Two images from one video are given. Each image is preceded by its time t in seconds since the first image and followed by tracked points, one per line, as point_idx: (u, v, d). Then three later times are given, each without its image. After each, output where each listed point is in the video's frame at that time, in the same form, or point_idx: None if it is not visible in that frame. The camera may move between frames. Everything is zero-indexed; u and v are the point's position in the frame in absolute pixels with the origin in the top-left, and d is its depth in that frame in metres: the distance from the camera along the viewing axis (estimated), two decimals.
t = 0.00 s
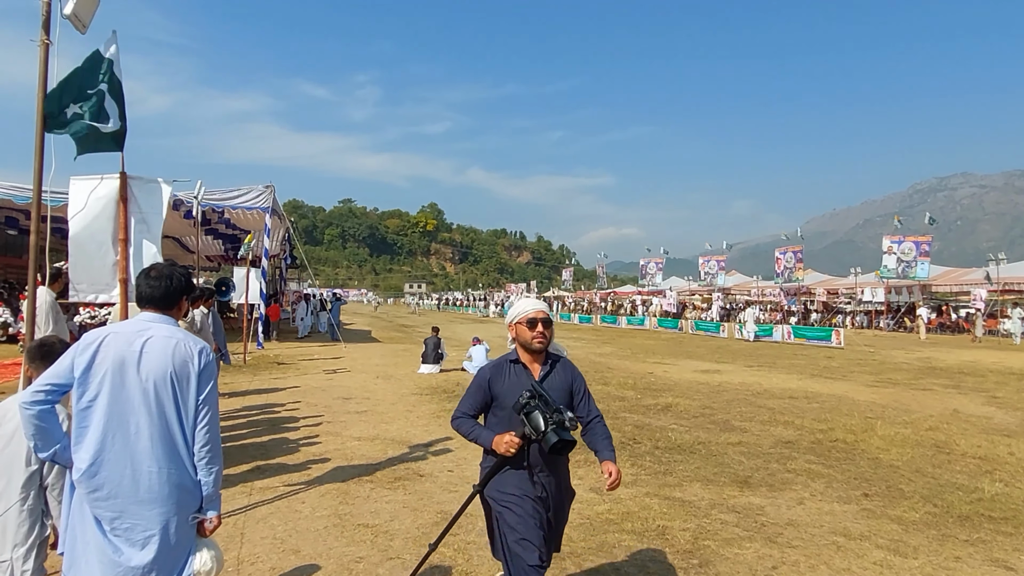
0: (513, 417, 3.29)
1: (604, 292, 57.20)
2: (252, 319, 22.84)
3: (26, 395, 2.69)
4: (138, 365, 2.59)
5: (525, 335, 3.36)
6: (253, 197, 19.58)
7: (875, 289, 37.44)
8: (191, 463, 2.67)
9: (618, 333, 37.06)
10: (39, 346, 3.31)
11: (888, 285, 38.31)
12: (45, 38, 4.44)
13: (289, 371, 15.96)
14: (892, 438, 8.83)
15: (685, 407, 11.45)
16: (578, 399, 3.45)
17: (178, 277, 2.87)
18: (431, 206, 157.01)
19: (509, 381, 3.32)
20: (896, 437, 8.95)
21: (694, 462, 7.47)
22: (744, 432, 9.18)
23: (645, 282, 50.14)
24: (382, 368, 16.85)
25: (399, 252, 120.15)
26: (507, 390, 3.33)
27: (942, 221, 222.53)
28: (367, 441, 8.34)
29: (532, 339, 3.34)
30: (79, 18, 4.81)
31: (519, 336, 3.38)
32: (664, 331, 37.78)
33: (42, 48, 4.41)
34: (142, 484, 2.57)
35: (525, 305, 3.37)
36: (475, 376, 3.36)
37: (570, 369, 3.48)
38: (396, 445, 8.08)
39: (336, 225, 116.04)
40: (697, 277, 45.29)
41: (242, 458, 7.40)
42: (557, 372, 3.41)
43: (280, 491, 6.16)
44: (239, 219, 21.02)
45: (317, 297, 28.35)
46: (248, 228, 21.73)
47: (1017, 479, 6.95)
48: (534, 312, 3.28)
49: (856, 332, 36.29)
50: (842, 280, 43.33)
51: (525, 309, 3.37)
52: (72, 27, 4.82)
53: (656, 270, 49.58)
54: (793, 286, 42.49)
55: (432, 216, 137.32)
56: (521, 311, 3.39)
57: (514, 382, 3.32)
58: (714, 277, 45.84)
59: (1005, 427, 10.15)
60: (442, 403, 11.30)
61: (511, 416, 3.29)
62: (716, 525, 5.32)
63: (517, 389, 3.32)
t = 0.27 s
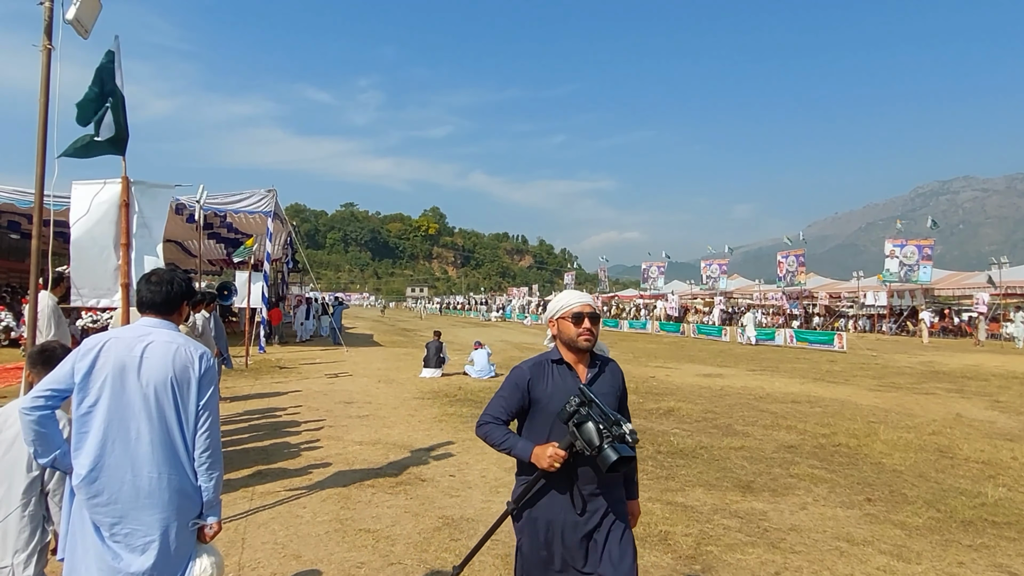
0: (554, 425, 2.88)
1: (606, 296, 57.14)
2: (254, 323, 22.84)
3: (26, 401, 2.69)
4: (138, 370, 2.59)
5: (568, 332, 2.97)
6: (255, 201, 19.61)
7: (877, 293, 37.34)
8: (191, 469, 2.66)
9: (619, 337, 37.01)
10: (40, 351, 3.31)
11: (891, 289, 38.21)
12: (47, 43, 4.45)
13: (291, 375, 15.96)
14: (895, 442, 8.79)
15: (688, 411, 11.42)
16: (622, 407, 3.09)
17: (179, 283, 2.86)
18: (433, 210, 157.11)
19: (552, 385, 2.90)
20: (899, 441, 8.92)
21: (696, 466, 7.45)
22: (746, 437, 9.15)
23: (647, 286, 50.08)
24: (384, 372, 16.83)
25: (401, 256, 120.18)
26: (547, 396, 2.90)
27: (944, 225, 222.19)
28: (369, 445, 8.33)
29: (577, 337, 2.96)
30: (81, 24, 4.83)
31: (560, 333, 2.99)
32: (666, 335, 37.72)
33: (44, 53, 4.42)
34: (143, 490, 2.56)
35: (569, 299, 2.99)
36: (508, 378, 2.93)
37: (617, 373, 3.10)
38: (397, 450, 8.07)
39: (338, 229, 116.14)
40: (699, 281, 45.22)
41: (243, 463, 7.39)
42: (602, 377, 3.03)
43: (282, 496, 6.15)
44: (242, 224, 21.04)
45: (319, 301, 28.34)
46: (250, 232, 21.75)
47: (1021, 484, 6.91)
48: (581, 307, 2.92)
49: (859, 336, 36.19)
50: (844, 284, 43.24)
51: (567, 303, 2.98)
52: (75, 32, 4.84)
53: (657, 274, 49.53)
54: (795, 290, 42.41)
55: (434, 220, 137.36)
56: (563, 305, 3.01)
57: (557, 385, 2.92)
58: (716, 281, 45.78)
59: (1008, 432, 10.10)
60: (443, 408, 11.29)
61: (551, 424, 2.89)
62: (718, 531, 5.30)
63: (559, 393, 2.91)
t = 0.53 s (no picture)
0: (618, 462, 2.52)
1: (608, 298, 57.09)
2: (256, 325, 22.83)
3: (27, 403, 2.68)
4: (140, 372, 2.58)
5: (643, 352, 2.64)
6: (257, 203, 19.62)
7: (879, 294, 37.26)
8: (191, 472, 2.64)
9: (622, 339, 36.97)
10: (42, 354, 3.30)
11: (893, 291, 38.12)
12: (48, 45, 4.44)
13: (293, 377, 15.97)
14: (898, 445, 8.76)
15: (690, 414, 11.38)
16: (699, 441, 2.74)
17: (180, 285, 2.85)
18: (434, 212, 157.22)
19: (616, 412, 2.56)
20: (903, 444, 8.89)
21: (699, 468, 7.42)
22: (749, 439, 9.12)
23: (649, 288, 50.04)
24: (386, 374, 16.82)
25: (403, 258, 120.19)
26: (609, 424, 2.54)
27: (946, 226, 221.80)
28: (371, 447, 8.32)
29: (654, 357, 2.63)
30: (82, 26, 4.83)
31: (633, 352, 2.66)
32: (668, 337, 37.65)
33: (45, 55, 4.42)
34: (144, 494, 2.55)
35: (645, 316, 2.67)
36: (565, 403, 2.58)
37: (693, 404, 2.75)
38: (399, 452, 8.05)
39: (340, 231, 116.27)
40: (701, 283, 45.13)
41: (245, 465, 7.39)
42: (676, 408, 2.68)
43: (283, 498, 6.14)
44: (244, 226, 21.05)
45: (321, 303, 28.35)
46: (252, 235, 21.77)
47: None
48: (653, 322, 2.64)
49: (861, 338, 36.10)
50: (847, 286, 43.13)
51: (643, 319, 2.67)
52: (76, 35, 4.84)
53: (659, 276, 49.48)
54: (797, 292, 42.35)
55: (436, 223, 137.41)
56: (638, 322, 2.69)
57: (623, 414, 2.56)
58: (718, 283, 45.69)
59: (1013, 434, 10.05)
60: (445, 410, 11.27)
61: (616, 462, 2.52)
62: (721, 534, 5.27)
63: (626, 423, 2.56)
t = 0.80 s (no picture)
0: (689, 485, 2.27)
1: (609, 299, 57.03)
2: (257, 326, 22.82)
3: (27, 402, 2.67)
4: (139, 372, 2.57)
5: (717, 355, 2.38)
6: (258, 204, 19.60)
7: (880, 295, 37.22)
8: (190, 473, 2.63)
9: (623, 340, 36.94)
10: (43, 354, 3.29)
11: (894, 291, 38.07)
12: (49, 45, 4.43)
13: (294, 378, 15.96)
14: (901, 446, 8.73)
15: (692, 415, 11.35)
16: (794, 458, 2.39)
17: (181, 285, 2.83)
18: (435, 213, 157.25)
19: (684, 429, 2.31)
20: (905, 444, 8.86)
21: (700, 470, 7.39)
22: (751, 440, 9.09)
23: (649, 289, 50.00)
24: (386, 376, 16.81)
25: (403, 259, 120.17)
26: (675, 442, 2.30)
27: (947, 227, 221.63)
28: (372, 449, 8.30)
29: (731, 362, 2.35)
30: (83, 27, 4.82)
31: (705, 357, 2.40)
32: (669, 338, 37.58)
33: (46, 56, 4.41)
34: (142, 495, 2.53)
35: (717, 316, 2.39)
36: (623, 416, 2.37)
37: (783, 415, 2.42)
38: (400, 453, 8.03)
39: (341, 233, 116.30)
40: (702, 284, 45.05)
41: (246, 467, 7.37)
42: (761, 421, 2.37)
43: (284, 500, 6.12)
44: (244, 227, 21.05)
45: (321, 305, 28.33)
46: (253, 236, 21.76)
47: None
48: (724, 327, 2.37)
49: (862, 338, 36.05)
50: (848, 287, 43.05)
51: (715, 317, 2.40)
52: (77, 35, 4.82)
53: (660, 277, 49.44)
54: (798, 292, 42.30)
55: (436, 224, 137.41)
56: (709, 321, 2.42)
57: (690, 431, 2.30)
58: (719, 284, 45.63)
59: (1015, 435, 10.02)
60: (446, 411, 11.25)
61: (684, 485, 2.28)
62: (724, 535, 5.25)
63: (694, 441, 2.29)
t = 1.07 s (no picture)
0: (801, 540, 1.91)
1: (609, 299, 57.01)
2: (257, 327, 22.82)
3: (23, 401, 2.67)
4: (135, 371, 2.57)
5: (841, 393, 1.98)
6: (258, 205, 19.60)
7: (881, 295, 37.20)
8: (186, 473, 2.62)
9: (623, 341, 36.94)
10: (42, 354, 3.28)
11: (894, 292, 38.04)
12: (50, 46, 4.43)
13: (294, 379, 15.96)
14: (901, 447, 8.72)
15: (692, 415, 11.34)
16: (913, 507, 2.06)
17: (178, 284, 2.83)
18: (435, 214, 157.21)
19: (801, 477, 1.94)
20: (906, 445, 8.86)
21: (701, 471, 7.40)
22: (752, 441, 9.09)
23: (649, 289, 49.99)
24: (386, 376, 16.81)
25: (404, 260, 120.16)
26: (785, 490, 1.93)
27: (947, 228, 221.60)
28: (372, 449, 8.29)
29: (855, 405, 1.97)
30: (84, 27, 4.82)
31: (825, 392, 2.00)
32: (669, 339, 37.56)
33: (46, 56, 4.41)
34: (139, 495, 2.53)
35: (845, 344, 1.97)
36: (712, 460, 2.03)
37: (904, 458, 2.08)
38: (400, 454, 8.03)
39: (341, 234, 116.32)
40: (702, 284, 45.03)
41: (246, 467, 7.36)
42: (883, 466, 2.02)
43: (284, 500, 6.11)
44: (245, 228, 21.06)
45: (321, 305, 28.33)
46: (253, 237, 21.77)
47: None
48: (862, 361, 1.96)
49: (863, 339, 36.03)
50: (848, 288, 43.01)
51: (850, 345, 1.98)
52: (77, 35, 4.83)
53: (660, 277, 49.43)
54: (798, 293, 42.29)
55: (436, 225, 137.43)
56: (840, 347, 2.00)
57: (802, 479, 1.94)
58: (719, 284, 45.61)
59: (1016, 436, 10.01)
60: (447, 412, 11.25)
61: (798, 547, 1.91)
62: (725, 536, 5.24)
63: (807, 493, 1.93)
